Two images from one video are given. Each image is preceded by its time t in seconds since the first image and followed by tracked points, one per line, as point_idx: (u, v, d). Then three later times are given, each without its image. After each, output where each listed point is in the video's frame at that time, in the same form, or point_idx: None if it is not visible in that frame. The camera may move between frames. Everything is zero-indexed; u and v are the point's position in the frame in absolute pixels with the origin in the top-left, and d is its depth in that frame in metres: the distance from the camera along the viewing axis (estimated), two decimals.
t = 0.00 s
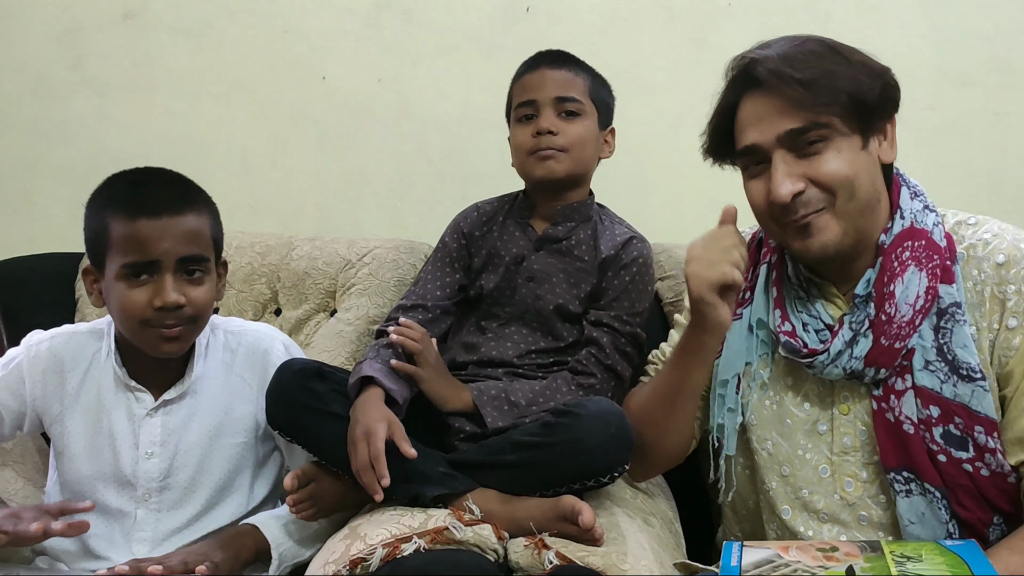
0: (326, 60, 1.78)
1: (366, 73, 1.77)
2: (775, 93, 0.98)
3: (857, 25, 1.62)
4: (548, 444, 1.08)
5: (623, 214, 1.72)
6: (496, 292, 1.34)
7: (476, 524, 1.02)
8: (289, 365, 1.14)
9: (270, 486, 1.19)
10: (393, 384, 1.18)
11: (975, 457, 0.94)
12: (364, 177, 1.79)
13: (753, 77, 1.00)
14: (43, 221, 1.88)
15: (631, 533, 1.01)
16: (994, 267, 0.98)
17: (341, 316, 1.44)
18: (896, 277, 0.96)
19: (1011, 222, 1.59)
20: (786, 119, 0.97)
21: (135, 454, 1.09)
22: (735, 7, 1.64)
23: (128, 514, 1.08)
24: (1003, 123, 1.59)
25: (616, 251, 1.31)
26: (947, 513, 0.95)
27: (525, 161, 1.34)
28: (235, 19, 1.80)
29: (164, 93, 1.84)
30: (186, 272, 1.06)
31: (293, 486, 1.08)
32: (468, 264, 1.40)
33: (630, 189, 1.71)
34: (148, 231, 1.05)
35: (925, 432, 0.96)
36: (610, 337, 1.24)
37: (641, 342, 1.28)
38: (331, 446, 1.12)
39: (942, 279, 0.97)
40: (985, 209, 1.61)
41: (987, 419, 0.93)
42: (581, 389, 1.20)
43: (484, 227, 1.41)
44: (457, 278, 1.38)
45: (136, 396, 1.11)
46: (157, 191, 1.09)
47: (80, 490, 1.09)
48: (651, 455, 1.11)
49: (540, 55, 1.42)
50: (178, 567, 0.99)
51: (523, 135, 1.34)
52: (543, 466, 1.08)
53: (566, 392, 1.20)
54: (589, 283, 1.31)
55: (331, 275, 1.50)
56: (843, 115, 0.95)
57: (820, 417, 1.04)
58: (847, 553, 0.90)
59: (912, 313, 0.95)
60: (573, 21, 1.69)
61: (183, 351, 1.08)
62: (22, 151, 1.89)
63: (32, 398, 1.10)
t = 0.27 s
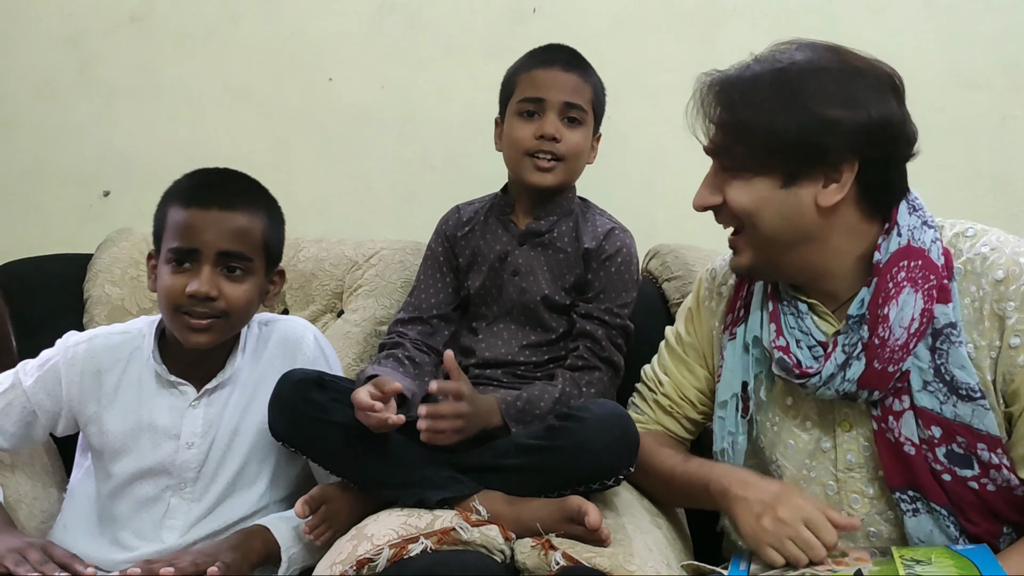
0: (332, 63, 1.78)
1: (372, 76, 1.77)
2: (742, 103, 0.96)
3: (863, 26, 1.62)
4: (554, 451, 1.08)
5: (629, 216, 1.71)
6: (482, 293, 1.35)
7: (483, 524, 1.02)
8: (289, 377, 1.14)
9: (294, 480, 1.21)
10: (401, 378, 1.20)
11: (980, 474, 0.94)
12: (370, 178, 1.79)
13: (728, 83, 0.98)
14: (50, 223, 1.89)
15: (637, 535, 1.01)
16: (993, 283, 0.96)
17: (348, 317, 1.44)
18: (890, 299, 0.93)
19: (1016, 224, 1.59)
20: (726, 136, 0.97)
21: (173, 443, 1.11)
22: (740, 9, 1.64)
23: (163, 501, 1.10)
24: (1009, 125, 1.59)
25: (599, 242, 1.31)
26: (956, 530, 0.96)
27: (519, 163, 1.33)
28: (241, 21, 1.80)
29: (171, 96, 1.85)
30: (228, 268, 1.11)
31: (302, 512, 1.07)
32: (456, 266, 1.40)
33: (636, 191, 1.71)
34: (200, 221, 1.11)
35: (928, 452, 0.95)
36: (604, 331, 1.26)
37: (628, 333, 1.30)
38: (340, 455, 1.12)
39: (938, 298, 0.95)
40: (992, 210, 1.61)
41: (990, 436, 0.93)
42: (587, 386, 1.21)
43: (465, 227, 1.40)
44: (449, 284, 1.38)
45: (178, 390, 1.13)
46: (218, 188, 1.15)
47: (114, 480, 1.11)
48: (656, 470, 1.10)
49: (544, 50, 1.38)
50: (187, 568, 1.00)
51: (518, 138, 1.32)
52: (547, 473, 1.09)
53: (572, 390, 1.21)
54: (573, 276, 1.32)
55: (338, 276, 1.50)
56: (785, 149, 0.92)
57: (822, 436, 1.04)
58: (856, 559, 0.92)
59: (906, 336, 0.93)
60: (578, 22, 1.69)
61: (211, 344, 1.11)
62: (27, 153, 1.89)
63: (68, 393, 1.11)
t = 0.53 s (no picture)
0: (338, 63, 1.78)
1: (377, 75, 1.77)
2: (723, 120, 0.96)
3: (870, 25, 1.61)
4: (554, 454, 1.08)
5: (635, 216, 1.71)
6: (477, 301, 1.34)
7: (487, 526, 1.02)
8: (291, 382, 1.14)
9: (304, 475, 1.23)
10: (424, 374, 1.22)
11: (979, 484, 0.94)
12: (375, 178, 1.79)
13: (712, 98, 0.98)
14: (57, 223, 1.89)
15: (642, 535, 1.01)
16: (989, 294, 0.95)
17: (353, 318, 1.44)
18: (882, 311, 0.93)
19: None
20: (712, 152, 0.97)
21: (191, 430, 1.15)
22: (746, 8, 1.63)
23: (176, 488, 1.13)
24: (1016, 124, 1.58)
25: (583, 228, 1.31)
26: (958, 539, 0.95)
27: (496, 189, 1.33)
28: (246, 21, 1.80)
29: (177, 96, 1.85)
30: (267, 287, 1.15)
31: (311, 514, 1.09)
32: (452, 276, 1.39)
33: (642, 191, 1.70)
34: (251, 238, 1.14)
35: (926, 464, 0.95)
36: (594, 315, 1.26)
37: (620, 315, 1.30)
38: (343, 461, 1.13)
39: (932, 309, 0.94)
40: (999, 210, 1.60)
41: (990, 447, 0.93)
42: (581, 376, 1.22)
43: (459, 238, 1.39)
44: (448, 292, 1.38)
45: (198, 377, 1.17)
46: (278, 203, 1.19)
47: (131, 467, 1.14)
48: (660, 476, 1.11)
49: (521, 62, 1.31)
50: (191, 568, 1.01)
51: (493, 165, 1.31)
52: (548, 478, 1.09)
53: (572, 385, 1.21)
54: (561, 264, 1.31)
55: (342, 277, 1.49)
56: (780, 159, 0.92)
57: (820, 448, 1.04)
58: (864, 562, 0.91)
59: (900, 347, 0.92)
60: (583, 22, 1.68)
61: (231, 350, 1.16)
62: (33, 153, 1.89)
63: (90, 382, 1.15)
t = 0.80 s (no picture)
0: (342, 63, 1.78)
1: (382, 76, 1.77)
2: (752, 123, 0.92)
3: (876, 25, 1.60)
4: (558, 455, 1.08)
5: (639, 217, 1.71)
6: (477, 305, 1.34)
7: (491, 526, 1.02)
8: (294, 388, 1.14)
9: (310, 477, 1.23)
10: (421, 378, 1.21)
11: (984, 489, 0.94)
12: (379, 179, 1.79)
13: (735, 100, 0.95)
14: (61, 222, 1.89)
15: (645, 537, 1.01)
16: (993, 301, 0.95)
17: (357, 319, 1.44)
18: (886, 314, 0.93)
19: None
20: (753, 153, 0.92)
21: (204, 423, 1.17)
22: (751, 9, 1.63)
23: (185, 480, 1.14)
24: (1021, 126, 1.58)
25: (580, 229, 1.31)
26: (963, 544, 0.95)
27: (490, 192, 1.32)
28: (252, 22, 1.81)
29: (182, 96, 1.85)
30: (297, 278, 1.19)
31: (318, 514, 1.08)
32: (451, 281, 1.40)
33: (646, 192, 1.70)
34: (284, 229, 1.18)
35: (931, 469, 0.95)
36: (595, 316, 1.25)
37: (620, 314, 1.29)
38: (347, 467, 1.13)
39: (936, 311, 0.94)
40: (1003, 212, 1.60)
41: (994, 452, 0.93)
42: (582, 376, 1.22)
43: (457, 243, 1.40)
44: (448, 297, 1.38)
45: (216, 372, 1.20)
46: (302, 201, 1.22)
47: (142, 455, 1.15)
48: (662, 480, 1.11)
49: (508, 63, 1.30)
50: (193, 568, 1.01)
51: (484, 168, 1.30)
52: (553, 482, 1.09)
53: (574, 385, 1.20)
54: (559, 266, 1.31)
55: (346, 278, 1.49)
56: (824, 150, 0.89)
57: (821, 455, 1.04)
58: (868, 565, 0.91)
59: (905, 351, 0.92)
60: (588, 22, 1.68)
61: (256, 340, 1.18)
62: (39, 153, 1.89)
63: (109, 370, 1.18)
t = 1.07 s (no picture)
0: (345, 64, 1.79)
1: (383, 76, 1.77)
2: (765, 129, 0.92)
3: (878, 25, 1.60)
4: (559, 456, 1.08)
5: (641, 217, 1.71)
6: (476, 306, 1.34)
7: (494, 527, 1.02)
8: (296, 388, 1.14)
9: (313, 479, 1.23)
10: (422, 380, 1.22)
11: (983, 488, 0.93)
12: (381, 179, 1.79)
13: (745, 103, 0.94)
14: (65, 223, 1.90)
15: (648, 537, 1.01)
16: (989, 300, 0.95)
17: (359, 320, 1.44)
18: (882, 315, 0.94)
19: None
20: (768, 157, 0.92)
21: (212, 412, 1.18)
22: (753, 9, 1.63)
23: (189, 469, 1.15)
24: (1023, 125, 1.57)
25: (569, 233, 1.30)
26: (963, 543, 0.94)
27: (490, 195, 1.32)
28: (254, 22, 1.81)
29: (185, 97, 1.85)
30: (296, 266, 1.20)
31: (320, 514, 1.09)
32: (452, 278, 1.40)
33: (648, 192, 1.70)
34: (280, 219, 1.21)
35: (929, 468, 0.94)
36: (594, 322, 1.24)
37: (620, 317, 1.29)
38: (348, 467, 1.13)
39: (932, 311, 0.94)
40: (1006, 211, 1.59)
41: (992, 451, 0.92)
42: (587, 380, 1.21)
43: (458, 241, 1.41)
44: (448, 296, 1.38)
45: (227, 363, 1.22)
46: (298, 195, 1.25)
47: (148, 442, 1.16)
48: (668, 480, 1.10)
49: (504, 65, 1.30)
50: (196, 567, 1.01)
51: (484, 171, 1.30)
52: (554, 483, 1.09)
53: (580, 389, 1.20)
54: (553, 267, 1.31)
55: (349, 278, 1.49)
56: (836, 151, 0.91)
57: (821, 455, 1.05)
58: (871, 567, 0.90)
59: (901, 351, 0.93)
60: (590, 23, 1.68)
61: (263, 330, 1.20)
62: (42, 154, 1.90)
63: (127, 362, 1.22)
